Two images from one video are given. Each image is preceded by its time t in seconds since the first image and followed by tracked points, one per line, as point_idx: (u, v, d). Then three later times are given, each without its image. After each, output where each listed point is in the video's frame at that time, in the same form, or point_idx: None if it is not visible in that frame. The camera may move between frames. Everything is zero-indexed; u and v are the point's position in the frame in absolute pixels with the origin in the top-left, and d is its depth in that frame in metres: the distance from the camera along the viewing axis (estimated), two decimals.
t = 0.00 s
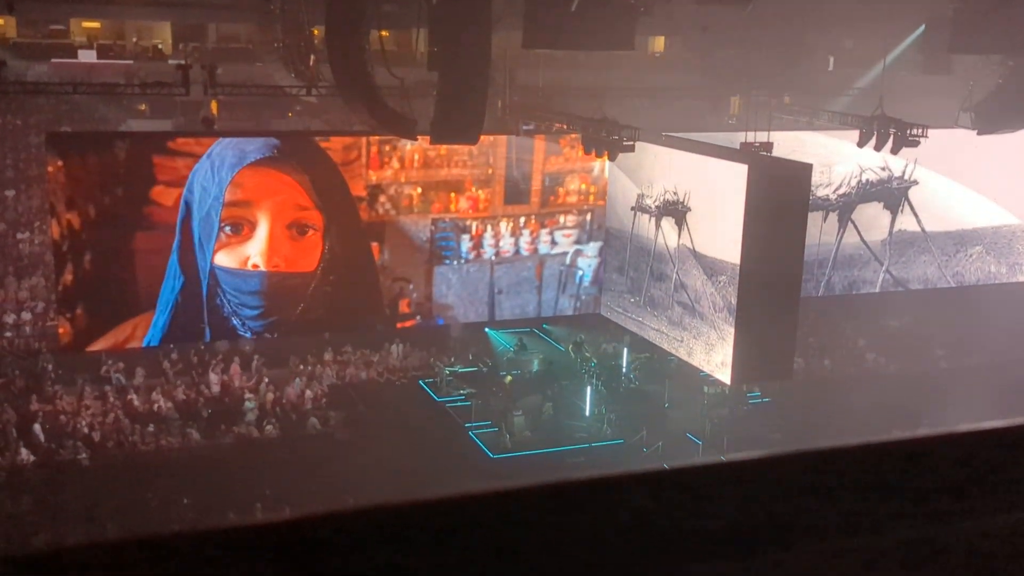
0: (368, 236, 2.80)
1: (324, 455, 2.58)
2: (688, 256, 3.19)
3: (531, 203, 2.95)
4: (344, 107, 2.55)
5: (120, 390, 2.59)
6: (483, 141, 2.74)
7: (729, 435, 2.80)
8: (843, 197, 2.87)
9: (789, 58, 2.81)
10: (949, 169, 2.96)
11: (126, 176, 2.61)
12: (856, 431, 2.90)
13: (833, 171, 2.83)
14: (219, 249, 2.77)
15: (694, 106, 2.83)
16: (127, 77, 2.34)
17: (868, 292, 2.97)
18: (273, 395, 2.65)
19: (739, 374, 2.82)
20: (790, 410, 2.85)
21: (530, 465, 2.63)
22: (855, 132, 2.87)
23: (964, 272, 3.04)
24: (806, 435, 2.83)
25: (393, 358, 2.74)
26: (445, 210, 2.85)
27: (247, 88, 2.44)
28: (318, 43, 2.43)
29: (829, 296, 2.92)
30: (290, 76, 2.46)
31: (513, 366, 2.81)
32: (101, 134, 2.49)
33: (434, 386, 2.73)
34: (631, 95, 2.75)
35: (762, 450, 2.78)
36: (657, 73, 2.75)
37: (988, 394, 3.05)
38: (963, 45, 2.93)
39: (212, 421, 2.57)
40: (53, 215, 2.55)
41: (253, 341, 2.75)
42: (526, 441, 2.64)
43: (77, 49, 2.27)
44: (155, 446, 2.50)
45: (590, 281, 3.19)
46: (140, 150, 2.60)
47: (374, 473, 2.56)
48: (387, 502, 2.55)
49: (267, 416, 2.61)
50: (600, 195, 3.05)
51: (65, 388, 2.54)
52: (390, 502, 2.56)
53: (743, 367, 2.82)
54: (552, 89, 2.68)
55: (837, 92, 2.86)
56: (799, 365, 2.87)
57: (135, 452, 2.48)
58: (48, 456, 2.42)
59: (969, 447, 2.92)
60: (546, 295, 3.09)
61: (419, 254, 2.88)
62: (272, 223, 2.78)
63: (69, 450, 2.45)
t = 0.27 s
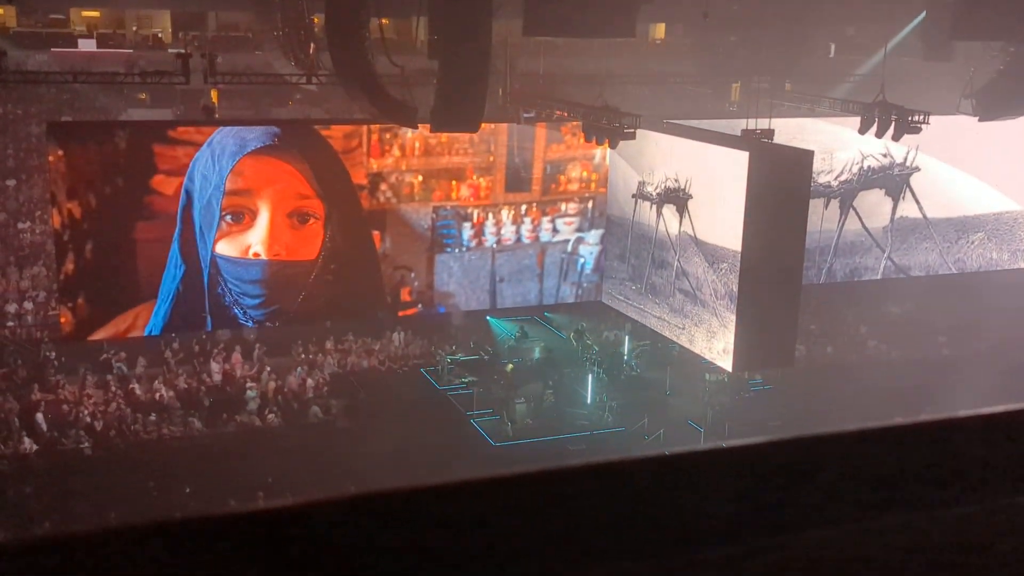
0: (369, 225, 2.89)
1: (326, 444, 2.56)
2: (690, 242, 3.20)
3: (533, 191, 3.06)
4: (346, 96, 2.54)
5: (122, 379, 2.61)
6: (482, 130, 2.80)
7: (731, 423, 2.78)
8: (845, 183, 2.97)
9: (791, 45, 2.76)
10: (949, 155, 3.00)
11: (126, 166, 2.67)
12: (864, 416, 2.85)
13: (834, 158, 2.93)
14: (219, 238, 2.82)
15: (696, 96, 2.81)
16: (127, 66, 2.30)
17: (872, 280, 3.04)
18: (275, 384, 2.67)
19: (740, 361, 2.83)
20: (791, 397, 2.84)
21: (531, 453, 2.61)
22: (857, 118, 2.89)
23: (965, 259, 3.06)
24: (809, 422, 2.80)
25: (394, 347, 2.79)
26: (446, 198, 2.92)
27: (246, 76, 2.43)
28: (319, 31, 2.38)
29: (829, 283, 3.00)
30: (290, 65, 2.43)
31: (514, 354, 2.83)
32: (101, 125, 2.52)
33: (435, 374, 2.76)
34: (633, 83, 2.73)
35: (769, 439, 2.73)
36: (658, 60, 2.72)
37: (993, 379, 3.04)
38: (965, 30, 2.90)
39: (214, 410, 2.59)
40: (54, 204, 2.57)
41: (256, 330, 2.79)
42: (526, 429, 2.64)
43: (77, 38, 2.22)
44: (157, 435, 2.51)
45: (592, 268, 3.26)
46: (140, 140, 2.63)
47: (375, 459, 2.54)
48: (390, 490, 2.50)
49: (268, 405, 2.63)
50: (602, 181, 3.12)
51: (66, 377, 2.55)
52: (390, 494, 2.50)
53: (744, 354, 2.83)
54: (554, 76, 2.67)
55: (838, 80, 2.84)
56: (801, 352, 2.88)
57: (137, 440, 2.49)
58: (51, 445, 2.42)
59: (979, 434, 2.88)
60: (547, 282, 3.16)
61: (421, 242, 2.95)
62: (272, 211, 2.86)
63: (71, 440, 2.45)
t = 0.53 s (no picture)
0: (369, 216, 2.84)
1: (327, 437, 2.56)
2: (690, 233, 3.17)
3: (534, 180, 3.06)
4: (344, 87, 2.58)
5: (122, 370, 2.61)
6: (484, 120, 2.81)
7: (731, 413, 2.75)
8: (845, 172, 3.03)
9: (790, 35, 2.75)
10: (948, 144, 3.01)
11: (125, 156, 2.62)
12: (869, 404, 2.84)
13: (835, 148, 2.98)
14: (219, 228, 2.78)
15: (695, 85, 2.82)
16: (126, 57, 2.30)
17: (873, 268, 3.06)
18: (275, 374, 2.68)
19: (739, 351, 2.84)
20: (790, 387, 2.84)
21: (531, 443, 2.59)
22: (857, 107, 2.93)
23: (966, 248, 3.04)
24: (808, 412, 2.83)
25: (394, 337, 2.79)
26: (446, 187, 2.92)
27: (246, 66, 2.43)
28: (318, 20, 2.37)
29: (829, 273, 3.02)
30: (289, 55, 2.43)
31: (515, 344, 2.85)
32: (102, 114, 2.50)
33: (436, 364, 2.76)
34: (633, 74, 2.73)
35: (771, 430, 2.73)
36: (657, 51, 2.72)
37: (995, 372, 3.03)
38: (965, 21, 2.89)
39: (214, 401, 2.62)
40: (53, 195, 2.55)
41: (255, 321, 2.76)
42: (526, 419, 2.63)
43: (75, 29, 2.23)
44: (157, 426, 2.52)
45: (592, 258, 3.27)
46: (138, 130, 2.61)
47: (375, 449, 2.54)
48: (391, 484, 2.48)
49: (268, 395, 2.65)
50: (603, 172, 3.14)
51: (66, 368, 2.57)
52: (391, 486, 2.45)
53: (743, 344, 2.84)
54: (554, 68, 2.67)
55: (837, 70, 2.85)
56: (800, 342, 2.88)
57: (138, 432, 2.50)
58: (52, 436, 2.43)
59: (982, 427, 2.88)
60: (547, 273, 3.18)
61: (422, 232, 2.92)
62: (272, 202, 2.80)
63: (72, 430, 2.46)
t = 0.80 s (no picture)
0: (370, 207, 2.93)
1: (325, 428, 2.54)
2: (690, 224, 3.14)
3: (534, 172, 3.03)
4: (342, 77, 2.54)
5: (122, 362, 2.64)
6: (484, 111, 2.78)
7: (731, 405, 2.74)
8: (844, 163, 3.12)
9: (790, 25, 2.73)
10: (947, 135, 3.09)
11: (124, 148, 2.64)
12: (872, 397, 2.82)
13: (834, 139, 3.05)
14: (219, 220, 2.82)
15: (696, 75, 2.79)
16: (124, 48, 2.28)
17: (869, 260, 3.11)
18: (274, 366, 2.71)
19: (740, 342, 2.80)
20: (793, 380, 2.82)
21: (530, 434, 2.59)
22: (856, 98, 2.93)
23: (965, 240, 3.17)
24: (813, 408, 2.76)
25: (394, 328, 2.85)
26: (446, 178, 2.97)
27: (244, 58, 2.39)
28: (316, 12, 2.36)
29: (828, 264, 3.04)
30: (287, 46, 2.42)
31: (515, 335, 2.85)
32: (99, 107, 2.49)
33: (436, 356, 2.78)
34: (631, 63, 2.71)
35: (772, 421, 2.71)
36: (657, 41, 2.70)
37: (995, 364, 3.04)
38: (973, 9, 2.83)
39: (213, 393, 2.60)
40: (51, 187, 2.55)
41: (255, 313, 2.83)
42: (525, 410, 2.64)
43: (74, 21, 2.21)
44: (156, 418, 2.51)
45: (592, 250, 3.26)
46: (137, 122, 2.61)
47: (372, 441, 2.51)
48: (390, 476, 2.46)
49: (268, 388, 2.64)
50: (603, 163, 3.14)
51: (66, 360, 2.57)
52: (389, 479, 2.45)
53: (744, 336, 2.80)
54: (553, 58, 2.65)
55: (836, 61, 2.83)
56: (800, 334, 2.88)
57: (139, 424, 2.49)
58: (52, 429, 2.44)
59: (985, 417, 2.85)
60: (548, 265, 3.19)
61: (423, 223, 3.02)
62: (271, 194, 2.86)
63: (72, 422, 2.47)
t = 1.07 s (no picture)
0: (369, 201, 2.94)
1: (326, 421, 2.55)
2: (688, 216, 3.14)
3: (535, 164, 3.10)
4: (342, 68, 2.54)
5: (123, 355, 2.64)
6: (488, 103, 2.83)
7: (730, 396, 2.75)
8: (845, 156, 3.06)
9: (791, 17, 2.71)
10: (948, 125, 3.03)
11: (124, 141, 2.68)
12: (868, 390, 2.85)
13: (836, 131, 3.01)
14: (220, 214, 2.85)
15: (697, 66, 2.75)
16: (124, 41, 2.27)
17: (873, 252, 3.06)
18: (276, 359, 2.68)
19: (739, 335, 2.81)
20: (794, 372, 2.82)
21: (531, 425, 2.59)
22: (857, 91, 2.89)
23: (966, 232, 3.12)
24: (809, 397, 2.79)
25: (394, 322, 2.82)
26: (446, 171, 2.99)
27: (245, 51, 2.40)
28: (319, 6, 2.39)
29: (830, 257, 3.03)
30: (288, 39, 2.41)
31: (516, 328, 2.84)
32: (100, 100, 2.48)
33: (436, 349, 2.76)
34: (632, 56, 2.68)
35: (772, 413, 2.73)
36: (656, 33, 2.67)
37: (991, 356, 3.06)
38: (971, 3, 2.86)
39: (215, 385, 2.60)
40: (52, 179, 2.57)
41: (255, 306, 2.85)
42: (526, 403, 2.63)
43: (73, 13, 2.20)
44: (159, 411, 2.50)
45: (593, 243, 3.29)
46: (139, 116, 2.62)
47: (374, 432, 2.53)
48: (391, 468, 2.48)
49: (268, 380, 2.63)
50: (604, 156, 3.15)
51: (67, 352, 2.57)
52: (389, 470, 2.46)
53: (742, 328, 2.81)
54: (552, 50, 2.65)
55: (836, 53, 2.81)
56: (800, 327, 2.87)
57: (139, 417, 2.48)
58: (53, 423, 2.43)
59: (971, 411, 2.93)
60: (548, 258, 3.18)
61: (422, 216, 3.01)
62: (272, 186, 2.88)
63: (73, 416, 2.45)
